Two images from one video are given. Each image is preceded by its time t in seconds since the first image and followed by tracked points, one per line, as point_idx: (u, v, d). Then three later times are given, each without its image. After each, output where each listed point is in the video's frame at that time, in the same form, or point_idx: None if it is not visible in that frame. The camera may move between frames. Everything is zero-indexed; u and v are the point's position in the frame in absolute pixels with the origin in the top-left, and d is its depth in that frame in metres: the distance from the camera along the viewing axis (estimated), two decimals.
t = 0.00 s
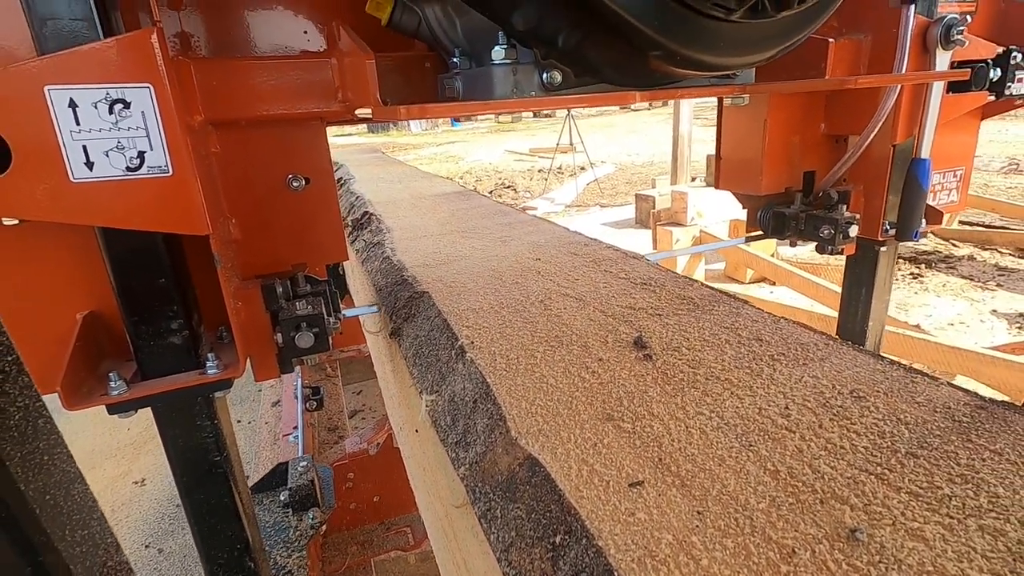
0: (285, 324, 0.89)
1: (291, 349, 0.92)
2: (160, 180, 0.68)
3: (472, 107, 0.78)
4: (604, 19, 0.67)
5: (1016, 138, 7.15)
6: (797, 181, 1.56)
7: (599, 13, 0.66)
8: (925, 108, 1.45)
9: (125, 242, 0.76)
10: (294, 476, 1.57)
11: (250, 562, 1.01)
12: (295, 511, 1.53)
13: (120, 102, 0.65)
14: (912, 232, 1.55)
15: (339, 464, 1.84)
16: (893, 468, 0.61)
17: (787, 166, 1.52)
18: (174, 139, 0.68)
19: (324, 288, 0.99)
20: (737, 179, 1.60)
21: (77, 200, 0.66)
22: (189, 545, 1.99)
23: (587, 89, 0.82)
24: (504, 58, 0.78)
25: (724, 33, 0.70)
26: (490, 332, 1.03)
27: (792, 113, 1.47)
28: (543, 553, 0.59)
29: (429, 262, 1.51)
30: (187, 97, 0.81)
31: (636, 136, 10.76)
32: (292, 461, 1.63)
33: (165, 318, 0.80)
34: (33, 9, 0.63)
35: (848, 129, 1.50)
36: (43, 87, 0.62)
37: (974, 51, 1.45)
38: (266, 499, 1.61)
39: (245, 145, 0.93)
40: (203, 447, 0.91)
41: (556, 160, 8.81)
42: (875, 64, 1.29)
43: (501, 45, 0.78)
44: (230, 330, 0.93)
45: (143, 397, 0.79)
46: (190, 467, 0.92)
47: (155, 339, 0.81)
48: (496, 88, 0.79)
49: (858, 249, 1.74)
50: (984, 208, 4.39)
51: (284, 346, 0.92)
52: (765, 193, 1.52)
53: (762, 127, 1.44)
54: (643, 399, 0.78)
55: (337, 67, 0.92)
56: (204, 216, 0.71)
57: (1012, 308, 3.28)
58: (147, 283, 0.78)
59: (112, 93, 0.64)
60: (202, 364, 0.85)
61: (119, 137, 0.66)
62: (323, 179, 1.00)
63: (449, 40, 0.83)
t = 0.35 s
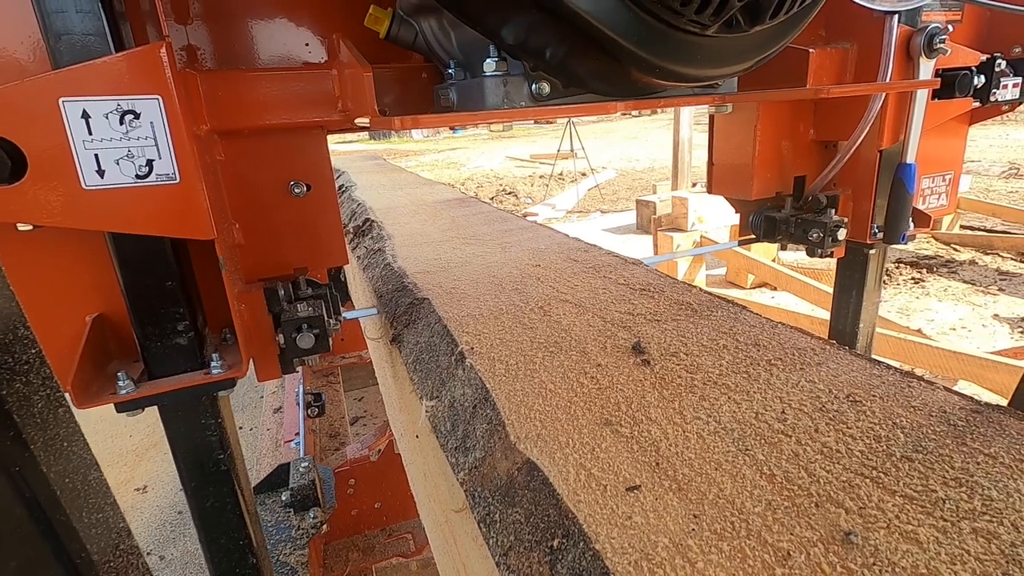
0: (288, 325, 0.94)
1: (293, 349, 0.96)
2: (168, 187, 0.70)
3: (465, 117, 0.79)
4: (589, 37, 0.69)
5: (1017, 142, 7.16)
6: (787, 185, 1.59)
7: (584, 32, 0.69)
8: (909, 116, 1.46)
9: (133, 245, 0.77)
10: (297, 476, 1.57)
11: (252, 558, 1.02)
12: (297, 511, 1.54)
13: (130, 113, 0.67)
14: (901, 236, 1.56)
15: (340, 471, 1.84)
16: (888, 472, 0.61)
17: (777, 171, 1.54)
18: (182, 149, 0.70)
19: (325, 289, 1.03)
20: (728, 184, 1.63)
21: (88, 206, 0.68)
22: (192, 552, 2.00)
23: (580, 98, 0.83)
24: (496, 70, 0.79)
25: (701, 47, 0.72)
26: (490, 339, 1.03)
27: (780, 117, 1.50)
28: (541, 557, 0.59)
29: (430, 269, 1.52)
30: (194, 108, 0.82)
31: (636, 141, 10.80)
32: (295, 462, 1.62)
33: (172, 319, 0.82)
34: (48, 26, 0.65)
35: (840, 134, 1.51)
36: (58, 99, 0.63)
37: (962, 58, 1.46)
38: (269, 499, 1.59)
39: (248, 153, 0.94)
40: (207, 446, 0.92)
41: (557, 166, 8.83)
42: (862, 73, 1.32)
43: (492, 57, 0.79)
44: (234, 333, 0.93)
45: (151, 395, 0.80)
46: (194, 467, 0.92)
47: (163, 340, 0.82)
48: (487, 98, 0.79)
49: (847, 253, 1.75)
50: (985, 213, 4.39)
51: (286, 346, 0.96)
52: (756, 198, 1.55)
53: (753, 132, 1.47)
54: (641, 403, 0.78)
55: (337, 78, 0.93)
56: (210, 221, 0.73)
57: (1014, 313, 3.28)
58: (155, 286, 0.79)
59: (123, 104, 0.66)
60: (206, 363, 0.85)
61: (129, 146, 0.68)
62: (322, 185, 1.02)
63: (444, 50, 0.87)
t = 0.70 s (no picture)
0: (286, 324, 0.95)
1: (292, 347, 0.97)
2: (169, 190, 0.73)
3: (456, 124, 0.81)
4: (577, 47, 0.71)
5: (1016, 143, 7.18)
6: (777, 185, 1.60)
7: (571, 42, 0.71)
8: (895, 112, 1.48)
9: (135, 246, 0.79)
10: (295, 474, 1.60)
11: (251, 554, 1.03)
12: (296, 509, 1.55)
13: (134, 118, 0.69)
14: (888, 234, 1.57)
15: (339, 474, 1.84)
16: (883, 474, 0.61)
17: (767, 172, 1.56)
18: (183, 152, 0.72)
19: (322, 289, 1.04)
20: (719, 186, 1.63)
21: (92, 209, 0.70)
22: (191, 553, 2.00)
23: (565, 103, 0.85)
24: (485, 76, 0.81)
25: (680, 54, 0.75)
26: (488, 341, 1.04)
27: (771, 120, 1.51)
28: (537, 560, 0.59)
29: (429, 271, 1.52)
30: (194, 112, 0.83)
31: (635, 143, 10.81)
32: (293, 460, 1.65)
33: (172, 318, 0.83)
34: (54, 35, 0.68)
35: (827, 137, 1.53)
36: (64, 105, 0.66)
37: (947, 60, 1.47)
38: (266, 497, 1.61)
39: (248, 156, 0.95)
40: (208, 442, 0.93)
41: (557, 168, 8.85)
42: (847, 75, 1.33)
43: (481, 64, 0.82)
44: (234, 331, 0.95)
45: (153, 392, 0.81)
46: (195, 464, 0.94)
47: (164, 338, 0.84)
48: (477, 103, 0.82)
49: (836, 252, 1.75)
50: (983, 213, 4.40)
51: (284, 344, 0.98)
52: (746, 199, 1.56)
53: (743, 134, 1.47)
54: (637, 406, 0.79)
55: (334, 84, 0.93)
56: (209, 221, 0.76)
57: (1014, 313, 3.28)
58: (154, 285, 0.81)
59: (127, 109, 0.68)
60: (207, 361, 0.87)
61: (132, 150, 0.70)
62: (321, 188, 1.02)
63: (438, 55, 0.87)
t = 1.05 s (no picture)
0: (286, 314, 0.99)
1: (291, 338, 1.01)
2: (172, 182, 0.78)
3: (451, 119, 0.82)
4: (569, 47, 0.72)
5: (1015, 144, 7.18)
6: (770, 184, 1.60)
7: (563, 41, 0.71)
8: (886, 110, 1.48)
9: (140, 241, 0.85)
10: (294, 465, 1.58)
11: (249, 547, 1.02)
12: (293, 501, 1.55)
13: (138, 113, 0.74)
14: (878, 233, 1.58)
15: (338, 472, 1.84)
16: (883, 468, 0.61)
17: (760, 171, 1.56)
18: (184, 145, 0.77)
19: (321, 283, 1.07)
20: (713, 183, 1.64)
21: (99, 201, 0.75)
22: (190, 552, 2.00)
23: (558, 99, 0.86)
24: (479, 73, 0.83)
25: (666, 53, 0.76)
26: (487, 338, 1.04)
27: (762, 119, 1.51)
28: (537, 553, 0.59)
29: (428, 269, 1.52)
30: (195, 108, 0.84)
31: (635, 143, 10.82)
32: (292, 451, 1.64)
33: (175, 309, 0.89)
34: (61, 32, 0.73)
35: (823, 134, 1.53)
36: (71, 99, 0.71)
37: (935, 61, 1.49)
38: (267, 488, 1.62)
39: (249, 151, 0.95)
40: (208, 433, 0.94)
41: (556, 167, 8.85)
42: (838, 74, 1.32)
43: (476, 61, 0.83)
44: (235, 322, 1.01)
45: (152, 381, 0.87)
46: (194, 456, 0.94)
47: (165, 329, 0.89)
48: (471, 99, 0.83)
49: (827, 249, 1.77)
50: (982, 213, 4.40)
51: (285, 335, 1.00)
52: (738, 196, 1.56)
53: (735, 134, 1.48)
54: (637, 401, 0.79)
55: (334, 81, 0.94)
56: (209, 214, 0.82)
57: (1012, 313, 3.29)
58: (159, 277, 0.87)
59: (131, 105, 0.74)
60: (208, 352, 0.93)
61: (137, 144, 0.75)
62: (321, 183, 1.02)
63: (434, 54, 0.88)
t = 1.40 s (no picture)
0: (284, 316, 1.00)
1: (290, 339, 1.02)
2: (173, 187, 0.83)
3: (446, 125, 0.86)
4: (556, 56, 0.76)
5: (1012, 148, 7.21)
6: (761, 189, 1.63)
7: (550, 51, 0.75)
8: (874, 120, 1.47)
9: (142, 245, 0.88)
10: (293, 466, 1.63)
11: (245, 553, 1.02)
12: (292, 499, 1.57)
13: (141, 120, 0.79)
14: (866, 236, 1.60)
15: (336, 477, 1.83)
16: (879, 476, 0.61)
17: (752, 176, 1.59)
18: (187, 152, 0.82)
19: (319, 286, 1.08)
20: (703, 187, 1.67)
21: (105, 204, 0.80)
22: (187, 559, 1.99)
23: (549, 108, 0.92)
24: (472, 82, 0.86)
25: (650, 62, 0.80)
26: (485, 344, 1.04)
27: (753, 127, 1.55)
28: (534, 562, 0.59)
29: (426, 274, 1.53)
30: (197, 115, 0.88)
31: (634, 147, 10.83)
32: (291, 453, 1.70)
33: (176, 310, 0.92)
34: (67, 42, 0.78)
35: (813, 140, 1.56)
36: (75, 108, 0.76)
37: (923, 68, 1.53)
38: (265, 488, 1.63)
39: (249, 155, 0.98)
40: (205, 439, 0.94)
41: (555, 171, 8.85)
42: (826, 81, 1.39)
43: (469, 70, 0.86)
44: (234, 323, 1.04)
45: (154, 382, 0.91)
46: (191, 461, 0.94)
47: (167, 330, 0.92)
48: (465, 108, 0.87)
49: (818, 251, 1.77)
50: (980, 218, 4.41)
51: (284, 336, 1.02)
52: (729, 200, 1.59)
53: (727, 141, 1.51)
54: (635, 408, 0.79)
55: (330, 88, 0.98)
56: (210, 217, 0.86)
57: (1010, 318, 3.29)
58: (160, 279, 0.90)
59: (134, 112, 0.78)
60: (209, 352, 0.96)
61: (140, 150, 0.80)
62: (319, 186, 1.05)
63: (430, 62, 0.90)
